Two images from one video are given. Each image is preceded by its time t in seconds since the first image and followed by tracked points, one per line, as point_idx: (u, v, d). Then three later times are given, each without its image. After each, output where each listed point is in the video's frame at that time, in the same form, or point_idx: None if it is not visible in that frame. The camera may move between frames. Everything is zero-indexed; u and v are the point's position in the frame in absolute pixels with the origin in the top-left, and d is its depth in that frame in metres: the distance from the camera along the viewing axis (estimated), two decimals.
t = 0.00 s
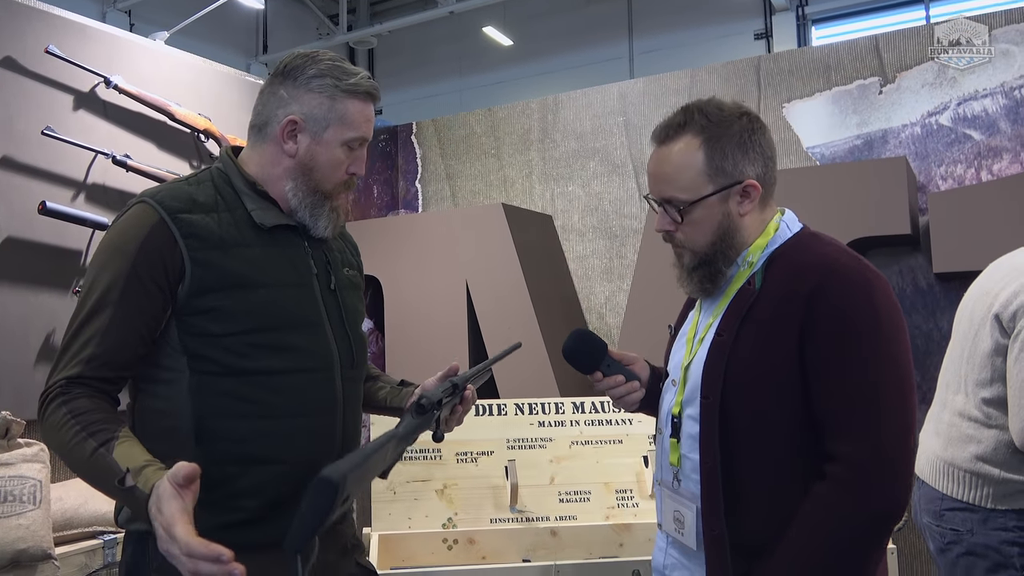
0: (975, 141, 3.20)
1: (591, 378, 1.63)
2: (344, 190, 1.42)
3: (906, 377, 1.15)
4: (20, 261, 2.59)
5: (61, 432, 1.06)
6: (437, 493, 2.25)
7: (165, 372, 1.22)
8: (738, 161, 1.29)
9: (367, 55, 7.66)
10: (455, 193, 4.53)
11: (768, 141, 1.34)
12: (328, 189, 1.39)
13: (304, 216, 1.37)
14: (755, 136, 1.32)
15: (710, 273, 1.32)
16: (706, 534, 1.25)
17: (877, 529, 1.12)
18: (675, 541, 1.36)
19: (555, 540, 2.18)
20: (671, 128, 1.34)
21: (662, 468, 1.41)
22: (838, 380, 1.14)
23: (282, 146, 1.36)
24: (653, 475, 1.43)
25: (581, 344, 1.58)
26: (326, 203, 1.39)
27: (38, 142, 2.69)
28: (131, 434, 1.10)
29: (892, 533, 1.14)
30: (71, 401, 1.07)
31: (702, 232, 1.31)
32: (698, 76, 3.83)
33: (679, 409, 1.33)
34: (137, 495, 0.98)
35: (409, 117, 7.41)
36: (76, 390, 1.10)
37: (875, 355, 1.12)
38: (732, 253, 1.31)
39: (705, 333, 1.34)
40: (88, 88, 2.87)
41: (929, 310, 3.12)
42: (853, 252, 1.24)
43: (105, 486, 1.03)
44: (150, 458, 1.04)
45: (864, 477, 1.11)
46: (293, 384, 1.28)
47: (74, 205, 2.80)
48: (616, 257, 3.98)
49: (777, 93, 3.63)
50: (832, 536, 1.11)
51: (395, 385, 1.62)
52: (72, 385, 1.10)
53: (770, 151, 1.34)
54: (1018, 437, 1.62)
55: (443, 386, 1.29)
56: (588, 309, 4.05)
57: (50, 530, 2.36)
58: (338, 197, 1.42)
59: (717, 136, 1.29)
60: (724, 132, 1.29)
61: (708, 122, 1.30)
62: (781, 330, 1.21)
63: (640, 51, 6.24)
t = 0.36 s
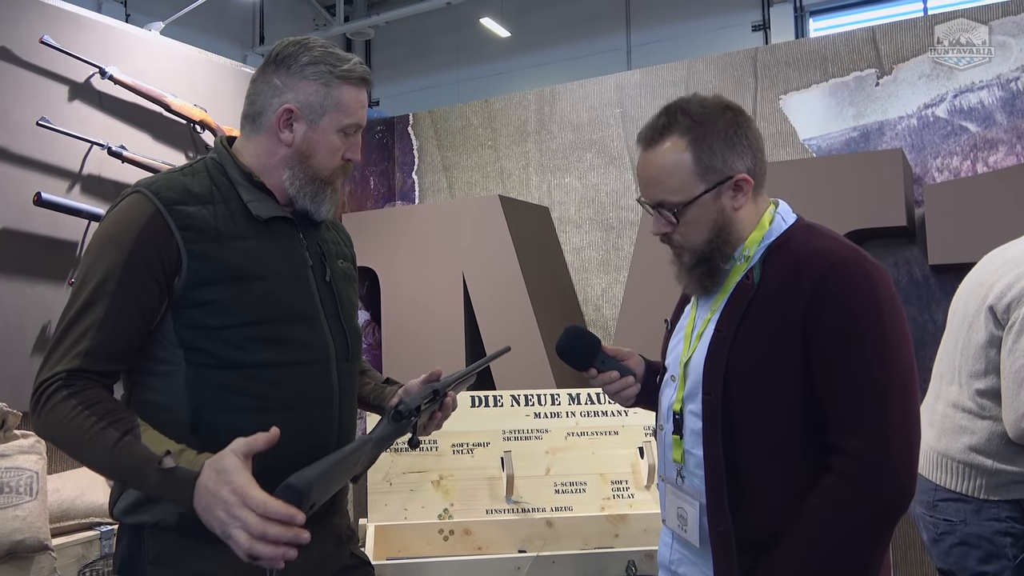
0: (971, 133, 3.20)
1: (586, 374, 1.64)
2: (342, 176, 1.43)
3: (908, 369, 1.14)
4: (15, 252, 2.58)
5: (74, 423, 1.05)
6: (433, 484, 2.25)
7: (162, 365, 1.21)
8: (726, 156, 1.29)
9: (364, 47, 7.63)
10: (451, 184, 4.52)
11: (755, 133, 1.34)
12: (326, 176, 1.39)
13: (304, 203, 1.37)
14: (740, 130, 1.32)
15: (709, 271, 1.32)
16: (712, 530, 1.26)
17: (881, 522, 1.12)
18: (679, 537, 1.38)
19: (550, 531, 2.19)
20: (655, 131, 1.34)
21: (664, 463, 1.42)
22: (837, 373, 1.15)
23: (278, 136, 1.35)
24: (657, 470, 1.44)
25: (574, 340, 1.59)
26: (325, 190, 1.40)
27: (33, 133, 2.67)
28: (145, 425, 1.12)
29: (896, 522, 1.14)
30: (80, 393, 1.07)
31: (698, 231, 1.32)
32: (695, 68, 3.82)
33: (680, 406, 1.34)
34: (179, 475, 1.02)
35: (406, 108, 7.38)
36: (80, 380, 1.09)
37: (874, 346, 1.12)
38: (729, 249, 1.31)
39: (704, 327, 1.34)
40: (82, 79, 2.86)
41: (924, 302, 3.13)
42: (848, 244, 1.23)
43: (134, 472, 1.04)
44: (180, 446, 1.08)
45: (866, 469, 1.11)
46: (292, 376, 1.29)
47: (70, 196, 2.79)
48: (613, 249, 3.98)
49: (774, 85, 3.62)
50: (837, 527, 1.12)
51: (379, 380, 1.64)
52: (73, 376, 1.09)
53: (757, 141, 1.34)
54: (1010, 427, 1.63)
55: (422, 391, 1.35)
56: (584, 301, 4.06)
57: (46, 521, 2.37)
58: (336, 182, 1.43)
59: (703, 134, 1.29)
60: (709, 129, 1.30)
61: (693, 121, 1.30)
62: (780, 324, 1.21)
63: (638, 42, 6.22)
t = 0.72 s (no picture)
0: (971, 132, 3.20)
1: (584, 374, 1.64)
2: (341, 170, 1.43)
3: (910, 369, 1.14)
4: (13, 249, 2.58)
5: (51, 416, 1.06)
6: (431, 481, 2.25)
7: (159, 362, 1.21)
8: (711, 163, 1.29)
9: (363, 43, 7.62)
10: (450, 181, 4.52)
11: (731, 129, 1.34)
12: (325, 170, 1.39)
13: (303, 198, 1.37)
14: (720, 133, 1.32)
15: (720, 277, 1.30)
16: (715, 531, 1.26)
17: (883, 522, 1.12)
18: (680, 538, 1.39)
19: (547, 529, 2.19)
20: (634, 154, 1.33)
21: (666, 464, 1.42)
22: (838, 372, 1.15)
23: (277, 130, 1.35)
24: (657, 470, 1.45)
25: (574, 339, 1.58)
26: (323, 185, 1.40)
27: (31, 129, 2.67)
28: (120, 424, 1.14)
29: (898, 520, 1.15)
30: (60, 386, 1.07)
31: (705, 241, 1.30)
32: (694, 66, 3.82)
33: (682, 407, 1.34)
34: (148, 481, 1.04)
35: (406, 105, 7.36)
36: (61, 373, 1.09)
37: (874, 345, 1.13)
38: (738, 253, 1.29)
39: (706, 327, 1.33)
40: (82, 75, 2.85)
41: (923, 300, 3.13)
42: (848, 243, 1.23)
43: (104, 472, 1.06)
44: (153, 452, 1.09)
45: (869, 468, 1.12)
46: (290, 374, 1.29)
47: (69, 192, 2.79)
48: (612, 246, 3.98)
49: (774, 82, 3.62)
50: (839, 526, 1.12)
51: (368, 385, 1.64)
52: (56, 367, 1.09)
53: (736, 137, 1.34)
54: (1008, 426, 1.63)
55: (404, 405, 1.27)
56: (583, 298, 4.06)
57: (45, 516, 2.37)
58: (334, 176, 1.42)
59: (681, 147, 1.29)
60: (685, 140, 1.29)
61: (667, 136, 1.30)
62: (781, 325, 1.21)
63: (638, 39, 6.21)
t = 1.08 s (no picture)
0: (975, 130, 3.19)
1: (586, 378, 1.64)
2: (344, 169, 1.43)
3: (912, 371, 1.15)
4: (20, 248, 2.59)
5: (50, 417, 1.07)
6: (435, 479, 2.26)
7: (163, 363, 1.22)
8: (712, 170, 1.28)
9: (367, 41, 7.61)
10: (454, 179, 4.52)
11: (737, 138, 1.34)
12: (328, 170, 1.40)
13: (308, 198, 1.38)
14: (722, 140, 1.31)
15: (716, 283, 1.30)
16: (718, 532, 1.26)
17: (886, 524, 1.13)
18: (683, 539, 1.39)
19: (551, 527, 2.20)
20: (638, 154, 1.32)
21: (668, 465, 1.42)
22: (843, 374, 1.15)
23: (279, 129, 1.36)
24: (659, 473, 1.45)
25: (575, 343, 1.58)
26: (327, 184, 1.40)
27: (37, 129, 2.68)
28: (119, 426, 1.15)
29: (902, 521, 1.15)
30: (60, 387, 1.08)
31: (699, 245, 1.30)
32: (698, 64, 3.82)
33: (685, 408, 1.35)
34: (145, 486, 1.05)
35: (409, 102, 7.36)
36: (62, 373, 1.10)
37: (878, 346, 1.13)
38: (731, 257, 1.29)
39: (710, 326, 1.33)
40: (87, 74, 2.86)
41: (927, 298, 3.13)
42: (853, 244, 1.24)
43: (102, 476, 1.07)
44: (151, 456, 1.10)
45: (874, 470, 1.12)
46: (292, 374, 1.29)
47: (74, 191, 2.80)
48: (615, 244, 3.98)
49: (778, 81, 3.61)
50: (844, 527, 1.13)
51: (371, 385, 1.65)
52: (57, 367, 1.10)
53: (740, 146, 1.34)
54: (1011, 426, 1.63)
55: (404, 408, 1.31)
56: (587, 296, 4.06)
57: (52, 514, 2.38)
58: (338, 175, 1.43)
59: (686, 150, 1.28)
60: (690, 144, 1.28)
61: (672, 140, 1.29)
62: (785, 327, 1.22)
63: (642, 37, 6.20)
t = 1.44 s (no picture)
0: (978, 131, 3.18)
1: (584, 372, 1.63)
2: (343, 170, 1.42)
3: (911, 377, 1.15)
4: (22, 249, 2.59)
5: (50, 421, 1.08)
6: (437, 480, 2.26)
7: (162, 365, 1.22)
8: (729, 171, 1.27)
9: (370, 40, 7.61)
10: (456, 180, 4.53)
11: (766, 149, 1.32)
12: (330, 169, 1.39)
13: (310, 198, 1.37)
14: (748, 144, 1.29)
15: (697, 276, 1.32)
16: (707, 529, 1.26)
17: (879, 528, 1.13)
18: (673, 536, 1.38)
19: (552, 528, 2.19)
20: (667, 129, 1.31)
21: (662, 463, 1.41)
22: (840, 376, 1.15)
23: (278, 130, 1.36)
24: (652, 469, 1.44)
25: (575, 336, 1.58)
26: (327, 185, 1.39)
27: (40, 130, 2.69)
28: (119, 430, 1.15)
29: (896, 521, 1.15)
30: (61, 390, 1.09)
31: (688, 237, 1.31)
32: (700, 64, 3.81)
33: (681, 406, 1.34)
34: (144, 490, 1.05)
35: (412, 102, 7.36)
36: (62, 378, 1.11)
37: (877, 350, 1.13)
38: (721, 259, 1.31)
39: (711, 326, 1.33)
40: (89, 75, 2.86)
41: (929, 299, 3.12)
42: (859, 249, 1.23)
43: (101, 479, 1.07)
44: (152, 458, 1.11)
45: (870, 470, 1.12)
46: (291, 376, 1.29)
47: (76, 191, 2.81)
48: (617, 245, 3.98)
49: (780, 82, 3.61)
50: (838, 527, 1.13)
51: (373, 386, 1.64)
52: (58, 370, 1.11)
53: (766, 158, 1.32)
54: (1013, 429, 1.62)
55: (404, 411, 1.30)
56: (589, 297, 4.07)
57: (54, 514, 2.39)
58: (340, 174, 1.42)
59: (712, 144, 1.27)
60: (718, 139, 1.27)
61: (705, 128, 1.27)
62: (784, 327, 1.21)
63: (645, 37, 6.19)
